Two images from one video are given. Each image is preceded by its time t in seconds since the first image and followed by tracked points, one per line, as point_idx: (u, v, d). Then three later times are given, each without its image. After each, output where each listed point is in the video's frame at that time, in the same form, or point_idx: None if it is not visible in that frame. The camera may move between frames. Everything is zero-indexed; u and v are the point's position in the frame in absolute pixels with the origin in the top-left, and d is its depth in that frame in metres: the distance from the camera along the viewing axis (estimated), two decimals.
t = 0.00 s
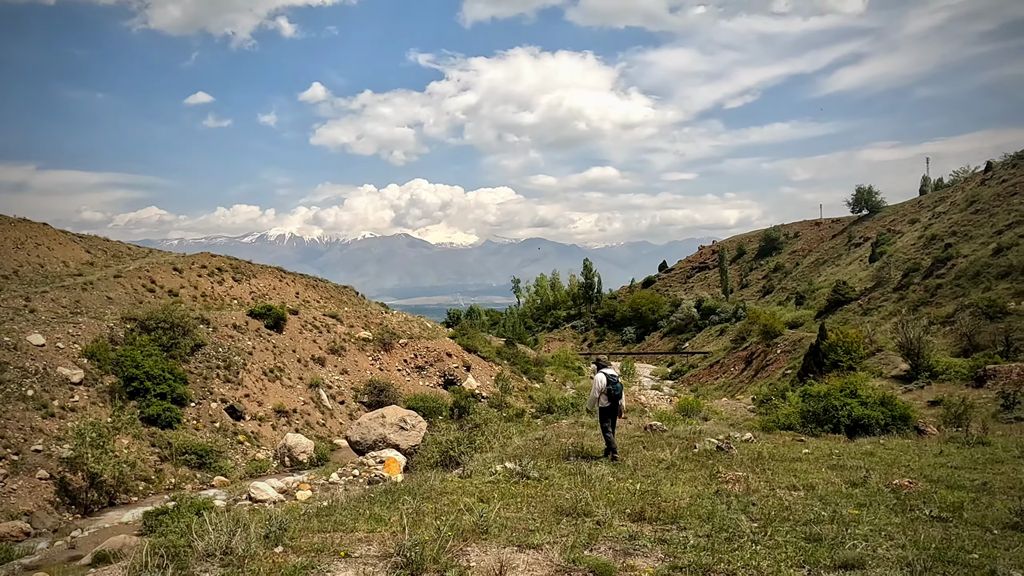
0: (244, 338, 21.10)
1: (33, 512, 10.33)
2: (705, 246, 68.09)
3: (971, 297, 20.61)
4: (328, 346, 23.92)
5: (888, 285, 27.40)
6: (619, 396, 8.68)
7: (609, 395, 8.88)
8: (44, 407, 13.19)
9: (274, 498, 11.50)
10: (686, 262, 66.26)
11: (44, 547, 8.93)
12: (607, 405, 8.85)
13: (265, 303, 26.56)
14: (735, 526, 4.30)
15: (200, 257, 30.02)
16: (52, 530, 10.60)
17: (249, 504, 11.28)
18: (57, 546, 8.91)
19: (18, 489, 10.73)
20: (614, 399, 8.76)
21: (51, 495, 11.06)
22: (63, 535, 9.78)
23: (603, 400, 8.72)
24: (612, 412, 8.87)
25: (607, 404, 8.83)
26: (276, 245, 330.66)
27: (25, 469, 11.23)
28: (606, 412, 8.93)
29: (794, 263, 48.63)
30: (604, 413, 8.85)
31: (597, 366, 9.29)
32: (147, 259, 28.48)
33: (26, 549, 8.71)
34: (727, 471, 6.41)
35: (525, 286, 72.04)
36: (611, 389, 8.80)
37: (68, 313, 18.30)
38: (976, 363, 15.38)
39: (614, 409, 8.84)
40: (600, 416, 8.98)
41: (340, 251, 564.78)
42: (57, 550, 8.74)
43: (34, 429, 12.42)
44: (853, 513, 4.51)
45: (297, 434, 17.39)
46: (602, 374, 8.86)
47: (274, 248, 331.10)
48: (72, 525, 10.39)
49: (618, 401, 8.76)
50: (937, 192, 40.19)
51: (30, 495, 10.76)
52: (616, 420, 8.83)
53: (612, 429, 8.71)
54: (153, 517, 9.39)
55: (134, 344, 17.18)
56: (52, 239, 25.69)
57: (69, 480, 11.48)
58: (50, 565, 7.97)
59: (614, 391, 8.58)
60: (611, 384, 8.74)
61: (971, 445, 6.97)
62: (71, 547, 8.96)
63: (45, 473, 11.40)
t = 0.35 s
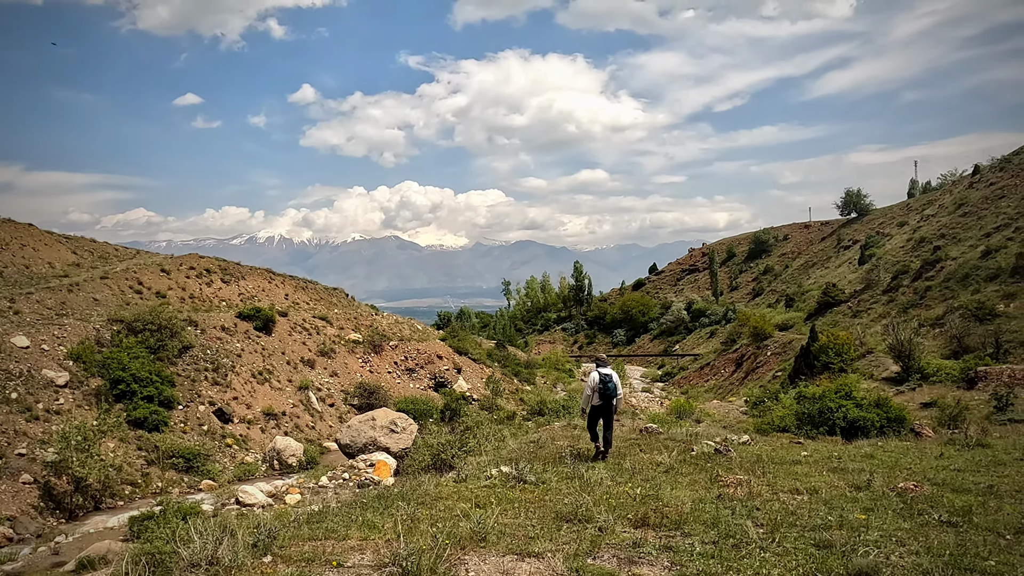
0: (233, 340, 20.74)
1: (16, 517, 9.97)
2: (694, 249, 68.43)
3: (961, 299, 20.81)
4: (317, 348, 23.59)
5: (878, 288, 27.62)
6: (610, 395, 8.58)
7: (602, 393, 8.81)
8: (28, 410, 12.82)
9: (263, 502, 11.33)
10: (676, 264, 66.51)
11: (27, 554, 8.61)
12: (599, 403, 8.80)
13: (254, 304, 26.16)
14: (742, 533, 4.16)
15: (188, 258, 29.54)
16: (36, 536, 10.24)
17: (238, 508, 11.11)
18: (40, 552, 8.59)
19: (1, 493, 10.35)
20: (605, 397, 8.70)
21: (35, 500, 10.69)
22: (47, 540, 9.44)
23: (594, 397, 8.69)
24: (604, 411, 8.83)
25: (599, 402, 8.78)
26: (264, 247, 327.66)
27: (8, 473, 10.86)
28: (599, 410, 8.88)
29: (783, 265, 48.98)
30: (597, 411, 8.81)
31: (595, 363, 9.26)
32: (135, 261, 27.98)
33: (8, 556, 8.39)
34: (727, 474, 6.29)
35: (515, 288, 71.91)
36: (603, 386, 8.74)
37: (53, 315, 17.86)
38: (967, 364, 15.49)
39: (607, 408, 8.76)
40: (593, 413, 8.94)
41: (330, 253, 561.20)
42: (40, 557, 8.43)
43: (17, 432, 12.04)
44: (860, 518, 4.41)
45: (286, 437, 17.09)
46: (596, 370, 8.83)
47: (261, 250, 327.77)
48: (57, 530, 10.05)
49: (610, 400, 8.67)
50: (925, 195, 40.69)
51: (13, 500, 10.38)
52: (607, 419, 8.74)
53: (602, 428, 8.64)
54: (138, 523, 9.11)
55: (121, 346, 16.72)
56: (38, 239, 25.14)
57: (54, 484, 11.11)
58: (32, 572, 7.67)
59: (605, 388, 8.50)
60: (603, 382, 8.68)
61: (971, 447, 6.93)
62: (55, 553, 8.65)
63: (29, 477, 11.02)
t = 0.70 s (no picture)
0: (218, 340, 20.31)
1: None
2: (682, 250, 68.80)
3: (948, 299, 21.08)
4: (304, 349, 23.19)
5: (864, 288, 27.90)
6: (594, 391, 8.34)
7: (590, 391, 8.59)
8: (8, 412, 12.39)
9: (248, 504, 11.08)
10: (664, 265, 66.75)
11: (4, 559, 8.23)
12: (588, 402, 8.58)
13: (240, 305, 25.68)
14: (744, 533, 4.01)
15: (173, 257, 28.94)
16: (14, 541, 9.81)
17: (222, 509, 10.85)
18: (17, 557, 8.21)
19: None
20: (592, 395, 8.47)
21: (14, 503, 10.24)
22: (26, 545, 9.05)
23: (581, 395, 8.51)
24: (595, 409, 8.59)
25: (588, 401, 8.56)
26: (249, 246, 324.02)
27: None
28: (588, 409, 8.64)
29: (770, 266, 49.37)
30: (587, 410, 8.59)
31: (588, 364, 9.09)
32: (119, 260, 27.36)
33: None
34: (723, 474, 6.14)
35: (503, 290, 71.73)
36: (589, 384, 8.53)
37: (33, 315, 17.35)
38: (954, 364, 15.64)
39: (595, 406, 8.50)
40: (584, 413, 8.72)
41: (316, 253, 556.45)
42: (18, 562, 8.06)
43: None
44: (865, 517, 4.29)
45: (273, 438, 16.74)
46: (584, 369, 8.67)
47: (247, 249, 324.08)
48: (36, 534, 9.65)
49: (597, 398, 8.43)
50: (910, 197, 41.27)
51: None
52: (596, 418, 8.47)
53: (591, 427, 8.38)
54: (119, 526, 8.78)
55: (104, 347, 16.28)
56: (18, 239, 24.46)
57: (34, 487, 10.68)
58: None
59: (587, 385, 8.29)
60: (588, 379, 8.49)
61: (968, 446, 6.89)
62: (34, 557, 8.29)
63: (8, 480, 10.56)
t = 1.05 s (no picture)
0: (203, 341, 19.84)
1: None
2: (670, 252, 69.15)
3: (934, 300, 21.37)
4: (290, 350, 22.77)
5: (851, 289, 28.14)
6: (580, 391, 8.17)
7: (578, 390, 8.43)
8: None
9: (231, 508, 10.90)
10: (651, 267, 66.95)
11: None
12: (575, 401, 8.45)
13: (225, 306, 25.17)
14: (743, 537, 3.84)
15: (157, 257, 28.33)
16: None
17: (205, 513, 10.67)
18: None
19: None
20: (579, 394, 8.31)
21: None
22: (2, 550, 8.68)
23: (568, 395, 8.36)
24: (582, 408, 8.45)
25: (575, 400, 8.41)
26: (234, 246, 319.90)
27: None
28: (576, 408, 8.51)
29: (757, 268, 49.71)
30: (575, 410, 8.46)
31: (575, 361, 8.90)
32: (101, 260, 26.74)
33: None
34: (718, 475, 5.98)
35: (491, 291, 71.46)
36: (576, 383, 8.35)
37: (12, 315, 16.83)
38: (941, 365, 15.76)
39: (583, 405, 8.37)
40: (573, 411, 8.59)
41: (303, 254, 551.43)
42: None
43: None
44: (865, 520, 4.16)
45: (257, 440, 16.37)
46: (570, 368, 8.48)
47: (232, 249, 319.92)
48: (13, 540, 9.23)
49: (583, 397, 8.27)
50: (895, 199, 41.81)
51: None
52: (584, 417, 8.34)
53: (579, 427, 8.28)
54: (98, 531, 8.47)
55: (85, 348, 15.85)
56: None
57: (10, 492, 10.15)
58: None
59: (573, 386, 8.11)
60: (574, 379, 8.31)
61: (964, 447, 6.84)
62: (7, 565, 7.85)
63: None
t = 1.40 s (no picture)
0: (189, 343, 19.38)
1: None
2: (660, 254, 69.36)
3: (923, 301, 21.58)
4: (277, 352, 22.35)
5: (840, 291, 28.28)
6: (573, 394, 7.99)
7: (570, 392, 8.25)
8: None
9: (215, 513, 10.50)
10: (641, 268, 67.03)
11: None
12: (567, 403, 8.27)
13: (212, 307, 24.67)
14: (742, 546, 3.64)
15: (142, 258, 27.75)
16: None
17: (188, 519, 10.26)
18: None
19: None
20: (572, 396, 8.14)
21: None
22: None
23: (560, 397, 8.16)
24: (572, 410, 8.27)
25: (567, 402, 8.24)
26: (222, 247, 316.64)
27: None
28: (567, 410, 8.33)
29: (747, 270, 49.94)
30: (566, 412, 8.28)
31: (565, 362, 8.71)
32: (85, 261, 26.14)
33: None
34: (713, 479, 5.79)
35: (481, 293, 71.17)
36: (568, 385, 8.16)
37: None
38: (931, 366, 15.82)
39: (575, 407, 8.20)
40: (562, 413, 8.41)
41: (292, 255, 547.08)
42: None
43: None
44: (868, 526, 4.00)
45: (244, 444, 15.99)
46: (562, 369, 8.27)
47: (219, 250, 316.60)
48: None
49: (576, 399, 8.10)
50: (883, 201, 42.23)
51: None
52: (575, 420, 8.18)
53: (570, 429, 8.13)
54: (78, 537, 8.16)
55: (67, 350, 15.44)
56: None
57: None
58: None
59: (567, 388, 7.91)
60: (567, 381, 8.11)
61: (962, 449, 6.75)
62: None
63: None
